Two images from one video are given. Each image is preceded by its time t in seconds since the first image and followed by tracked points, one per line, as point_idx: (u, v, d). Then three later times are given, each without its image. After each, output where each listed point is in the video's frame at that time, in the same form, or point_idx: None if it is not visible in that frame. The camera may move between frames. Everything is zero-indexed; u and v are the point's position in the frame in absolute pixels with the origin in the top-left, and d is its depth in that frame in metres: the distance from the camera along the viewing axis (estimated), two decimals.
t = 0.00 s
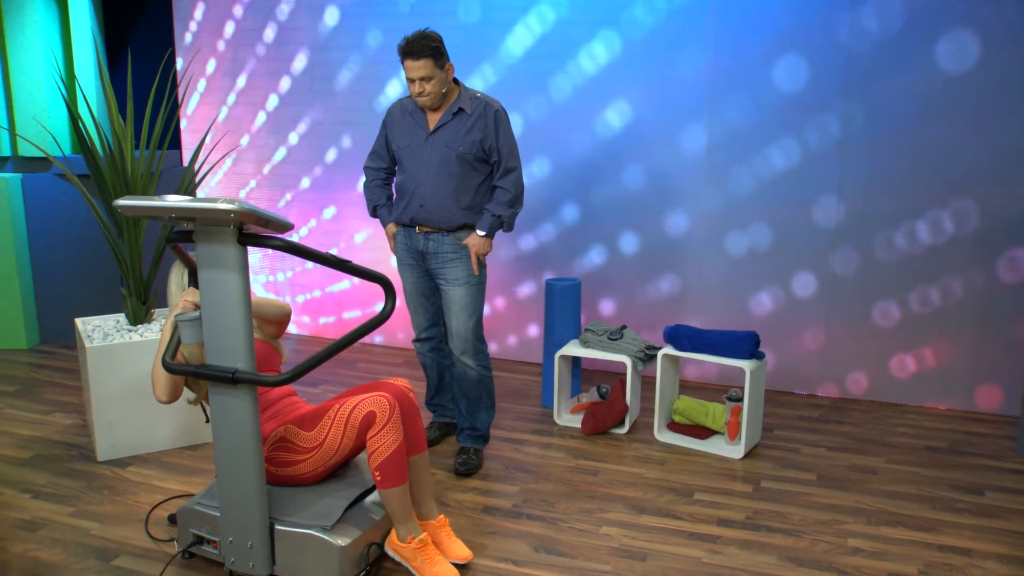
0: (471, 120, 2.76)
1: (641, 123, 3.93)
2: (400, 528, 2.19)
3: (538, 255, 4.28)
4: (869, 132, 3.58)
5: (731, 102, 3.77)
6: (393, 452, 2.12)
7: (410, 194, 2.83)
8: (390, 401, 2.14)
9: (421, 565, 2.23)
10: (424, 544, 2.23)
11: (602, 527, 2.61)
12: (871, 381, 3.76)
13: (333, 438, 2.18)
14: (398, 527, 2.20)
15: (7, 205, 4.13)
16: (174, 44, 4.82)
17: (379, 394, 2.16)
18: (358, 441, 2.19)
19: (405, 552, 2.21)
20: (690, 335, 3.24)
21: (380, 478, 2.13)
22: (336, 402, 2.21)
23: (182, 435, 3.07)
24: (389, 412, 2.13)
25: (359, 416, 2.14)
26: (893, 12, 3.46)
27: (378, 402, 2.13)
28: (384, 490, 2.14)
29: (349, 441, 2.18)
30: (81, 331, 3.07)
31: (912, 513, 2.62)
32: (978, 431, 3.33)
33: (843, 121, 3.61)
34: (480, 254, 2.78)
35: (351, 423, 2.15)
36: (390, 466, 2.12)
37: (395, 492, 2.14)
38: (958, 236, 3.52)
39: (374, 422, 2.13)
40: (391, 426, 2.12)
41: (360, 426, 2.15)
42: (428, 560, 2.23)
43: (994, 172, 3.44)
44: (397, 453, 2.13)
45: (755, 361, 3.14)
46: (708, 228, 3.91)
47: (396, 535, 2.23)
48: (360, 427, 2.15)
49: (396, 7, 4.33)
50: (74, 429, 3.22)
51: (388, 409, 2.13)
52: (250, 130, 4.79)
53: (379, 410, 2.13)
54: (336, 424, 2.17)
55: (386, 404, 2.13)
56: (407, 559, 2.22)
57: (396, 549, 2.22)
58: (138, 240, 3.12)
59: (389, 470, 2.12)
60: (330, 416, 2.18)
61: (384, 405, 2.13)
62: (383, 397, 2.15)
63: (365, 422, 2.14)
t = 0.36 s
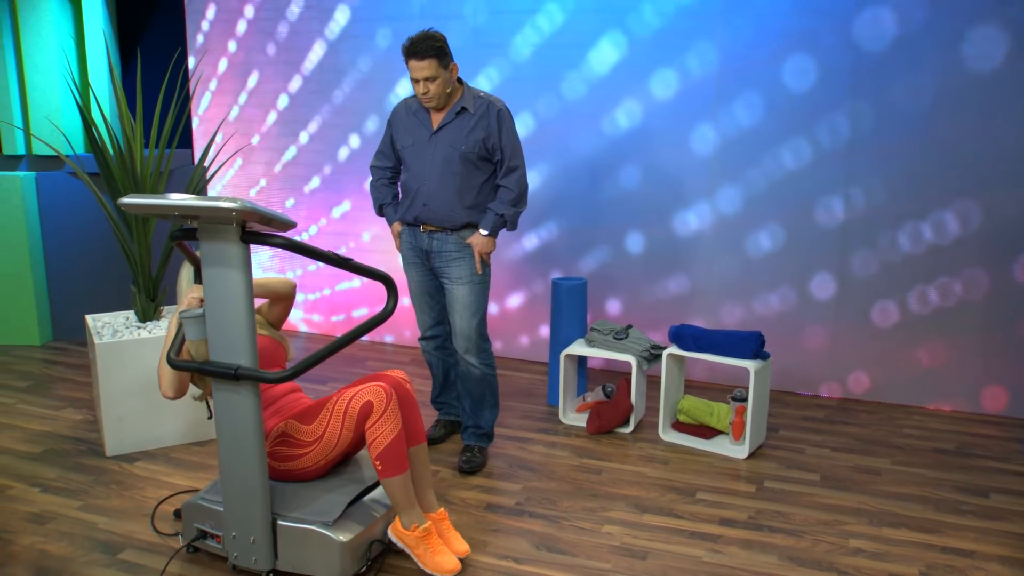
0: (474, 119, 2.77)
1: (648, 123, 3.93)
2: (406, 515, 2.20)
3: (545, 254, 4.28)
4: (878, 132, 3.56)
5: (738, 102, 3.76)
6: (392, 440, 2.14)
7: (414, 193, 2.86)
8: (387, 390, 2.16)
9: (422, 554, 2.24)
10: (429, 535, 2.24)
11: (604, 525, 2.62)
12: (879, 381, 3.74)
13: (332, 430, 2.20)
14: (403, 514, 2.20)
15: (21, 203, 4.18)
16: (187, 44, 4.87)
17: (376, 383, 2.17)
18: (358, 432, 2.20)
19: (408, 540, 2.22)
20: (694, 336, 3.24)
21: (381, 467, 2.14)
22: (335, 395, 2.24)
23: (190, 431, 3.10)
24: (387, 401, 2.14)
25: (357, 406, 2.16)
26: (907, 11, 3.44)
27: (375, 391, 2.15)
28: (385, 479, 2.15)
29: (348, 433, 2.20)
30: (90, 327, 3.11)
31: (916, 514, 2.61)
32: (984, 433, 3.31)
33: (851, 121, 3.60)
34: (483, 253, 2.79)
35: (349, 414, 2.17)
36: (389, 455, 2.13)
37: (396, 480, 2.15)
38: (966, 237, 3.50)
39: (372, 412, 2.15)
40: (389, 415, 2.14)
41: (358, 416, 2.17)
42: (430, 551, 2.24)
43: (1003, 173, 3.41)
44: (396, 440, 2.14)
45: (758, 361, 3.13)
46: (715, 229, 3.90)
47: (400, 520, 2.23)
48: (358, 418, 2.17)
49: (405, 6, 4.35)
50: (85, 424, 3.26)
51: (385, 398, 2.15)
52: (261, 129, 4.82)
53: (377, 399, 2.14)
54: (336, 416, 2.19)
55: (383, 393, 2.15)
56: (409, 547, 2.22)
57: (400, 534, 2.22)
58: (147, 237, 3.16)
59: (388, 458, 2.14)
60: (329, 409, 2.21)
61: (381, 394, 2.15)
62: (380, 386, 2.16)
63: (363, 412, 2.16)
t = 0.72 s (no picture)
0: (476, 117, 2.79)
1: (654, 122, 3.87)
2: (430, 489, 2.20)
3: (550, 253, 4.24)
4: (887, 131, 3.50)
5: (741, 103, 3.70)
6: (393, 419, 2.16)
7: (416, 190, 2.87)
8: (377, 372, 2.20)
9: (457, 524, 2.22)
10: (458, 501, 2.22)
11: (604, 524, 2.62)
12: (887, 383, 3.70)
13: (328, 418, 2.24)
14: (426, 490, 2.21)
15: (32, 202, 4.23)
16: (197, 43, 4.91)
17: (366, 368, 2.22)
18: (354, 418, 2.24)
19: (440, 513, 2.22)
20: (697, 335, 3.23)
21: (391, 448, 2.15)
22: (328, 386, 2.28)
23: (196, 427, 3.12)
24: (378, 383, 2.18)
25: (349, 391, 2.20)
26: (908, 11, 3.38)
27: (366, 375, 2.20)
28: (398, 459, 2.16)
29: (343, 420, 2.23)
30: (98, 323, 3.14)
31: (917, 515, 2.60)
32: (989, 434, 3.30)
33: (857, 122, 3.54)
34: (484, 252, 2.80)
35: (343, 401, 2.21)
36: (394, 433, 2.15)
37: (409, 456, 2.16)
38: (976, 237, 3.44)
39: (365, 396, 2.19)
40: (383, 395, 2.17)
41: (352, 401, 2.20)
42: (463, 519, 2.22)
43: (1013, 172, 3.35)
44: (397, 418, 2.16)
45: (761, 362, 3.13)
46: (721, 230, 3.84)
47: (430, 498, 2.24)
48: (352, 403, 2.20)
49: (412, 4, 4.36)
50: (92, 420, 3.29)
51: (376, 380, 2.19)
52: (269, 128, 4.85)
53: (368, 382, 2.19)
54: (330, 404, 2.23)
55: (373, 376, 2.19)
56: (442, 520, 2.22)
57: (431, 512, 2.22)
58: (154, 234, 3.19)
59: (395, 437, 2.15)
60: (323, 398, 2.25)
61: (370, 376, 2.19)
62: (370, 370, 2.21)
63: (356, 397, 2.20)
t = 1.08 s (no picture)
0: (479, 116, 2.80)
1: (659, 122, 3.85)
2: (470, 455, 2.25)
3: (556, 253, 4.23)
4: (894, 131, 3.46)
5: (745, 102, 3.68)
6: (405, 406, 2.21)
7: (420, 189, 2.89)
8: (378, 370, 2.25)
9: (507, 470, 2.29)
10: (495, 449, 2.29)
11: (605, 522, 2.62)
12: (893, 384, 3.67)
13: (331, 415, 2.27)
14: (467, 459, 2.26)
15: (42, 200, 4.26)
16: (205, 43, 4.93)
17: (367, 368, 2.27)
18: (359, 416, 2.27)
19: (488, 468, 2.28)
20: (701, 334, 3.21)
21: (413, 433, 2.21)
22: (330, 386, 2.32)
23: (200, 425, 3.12)
24: (380, 378, 2.23)
25: (354, 390, 2.24)
26: (907, 11, 3.36)
27: (368, 374, 2.25)
28: (424, 442, 2.22)
29: (345, 419, 2.26)
30: (105, 321, 3.16)
31: (920, 516, 2.59)
32: (994, 435, 3.28)
33: (866, 122, 3.50)
34: (487, 251, 2.82)
35: (346, 401, 2.25)
36: (412, 418, 2.20)
37: (433, 431, 2.21)
38: (985, 239, 3.40)
39: (370, 394, 2.23)
40: (389, 388, 2.22)
41: (358, 400, 2.24)
42: (510, 464, 2.29)
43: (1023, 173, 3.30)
44: (408, 405, 2.21)
45: (764, 361, 3.12)
46: (727, 230, 3.82)
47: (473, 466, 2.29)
48: (356, 402, 2.24)
49: (418, 5, 4.36)
50: (99, 416, 3.30)
51: (378, 377, 2.24)
52: (276, 127, 4.87)
53: (370, 380, 2.23)
54: (332, 403, 2.27)
55: (375, 374, 2.24)
56: (493, 476, 2.28)
57: (481, 475, 2.28)
58: (160, 232, 3.21)
59: (413, 422, 2.20)
60: (325, 397, 2.28)
61: (372, 375, 2.24)
62: (371, 369, 2.26)
63: (360, 395, 2.24)
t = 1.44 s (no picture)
0: (486, 115, 2.80)
1: (667, 121, 3.84)
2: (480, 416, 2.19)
3: (564, 252, 4.22)
4: (904, 131, 3.44)
5: (761, 99, 3.65)
6: (409, 392, 2.22)
7: (427, 188, 2.90)
8: (381, 368, 2.28)
9: (520, 415, 2.21)
10: (502, 400, 2.23)
11: (609, 519, 2.61)
12: (901, 383, 3.64)
13: (335, 412, 2.30)
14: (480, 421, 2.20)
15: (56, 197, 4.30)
16: (217, 42, 4.96)
17: (370, 367, 2.30)
18: (363, 413, 2.30)
19: (502, 418, 2.22)
20: (706, 333, 3.19)
21: (423, 414, 2.21)
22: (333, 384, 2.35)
23: (207, 421, 3.12)
24: (383, 375, 2.25)
25: (357, 388, 2.27)
26: (917, 10, 3.33)
27: (372, 373, 2.27)
28: (435, 420, 2.21)
29: (348, 417, 2.30)
30: (115, 317, 3.18)
31: (925, 516, 2.58)
32: (1002, 436, 3.26)
33: (881, 121, 3.47)
34: (494, 249, 2.83)
35: (350, 400, 2.28)
36: (419, 400, 2.21)
37: (440, 406, 2.20)
38: (995, 239, 3.37)
39: (374, 390, 2.26)
40: (391, 381, 2.24)
41: (361, 399, 2.27)
42: (521, 408, 2.21)
43: None
44: (412, 389, 2.22)
45: (771, 359, 3.10)
46: (733, 228, 3.80)
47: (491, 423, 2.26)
48: (360, 401, 2.28)
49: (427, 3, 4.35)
50: (110, 411, 3.31)
51: (380, 375, 2.26)
52: (287, 126, 4.88)
53: (374, 379, 2.26)
54: (336, 402, 2.30)
55: (378, 373, 2.27)
56: (509, 425, 2.22)
57: (501, 430, 2.24)
58: (169, 229, 3.23)
59: (420, 403, 2.21)
60: (329, 396, 2.31)
61: (375, 373, 2.27)
62: (374, 368, 2.29)
63: (363, 394, 2.27)
